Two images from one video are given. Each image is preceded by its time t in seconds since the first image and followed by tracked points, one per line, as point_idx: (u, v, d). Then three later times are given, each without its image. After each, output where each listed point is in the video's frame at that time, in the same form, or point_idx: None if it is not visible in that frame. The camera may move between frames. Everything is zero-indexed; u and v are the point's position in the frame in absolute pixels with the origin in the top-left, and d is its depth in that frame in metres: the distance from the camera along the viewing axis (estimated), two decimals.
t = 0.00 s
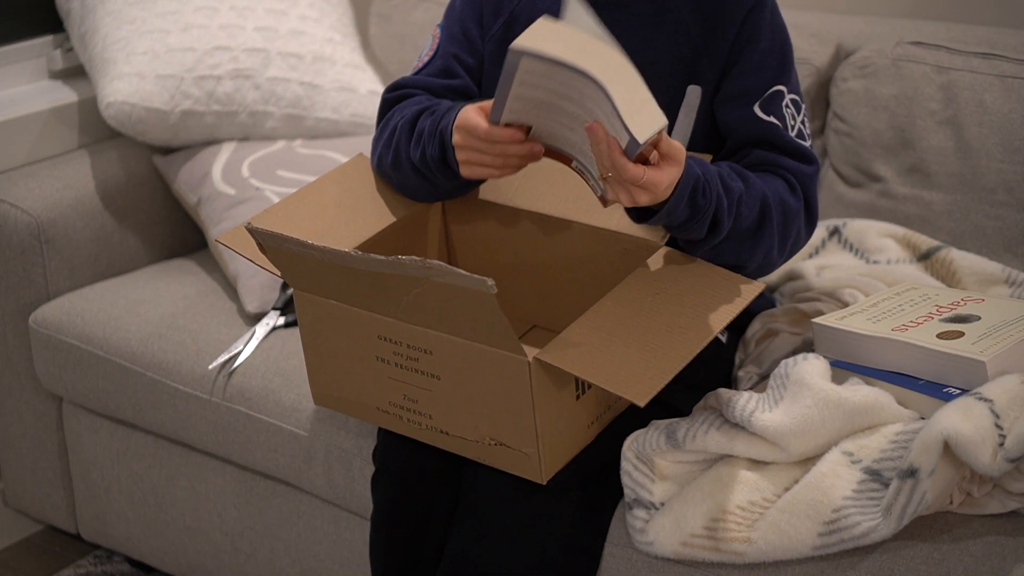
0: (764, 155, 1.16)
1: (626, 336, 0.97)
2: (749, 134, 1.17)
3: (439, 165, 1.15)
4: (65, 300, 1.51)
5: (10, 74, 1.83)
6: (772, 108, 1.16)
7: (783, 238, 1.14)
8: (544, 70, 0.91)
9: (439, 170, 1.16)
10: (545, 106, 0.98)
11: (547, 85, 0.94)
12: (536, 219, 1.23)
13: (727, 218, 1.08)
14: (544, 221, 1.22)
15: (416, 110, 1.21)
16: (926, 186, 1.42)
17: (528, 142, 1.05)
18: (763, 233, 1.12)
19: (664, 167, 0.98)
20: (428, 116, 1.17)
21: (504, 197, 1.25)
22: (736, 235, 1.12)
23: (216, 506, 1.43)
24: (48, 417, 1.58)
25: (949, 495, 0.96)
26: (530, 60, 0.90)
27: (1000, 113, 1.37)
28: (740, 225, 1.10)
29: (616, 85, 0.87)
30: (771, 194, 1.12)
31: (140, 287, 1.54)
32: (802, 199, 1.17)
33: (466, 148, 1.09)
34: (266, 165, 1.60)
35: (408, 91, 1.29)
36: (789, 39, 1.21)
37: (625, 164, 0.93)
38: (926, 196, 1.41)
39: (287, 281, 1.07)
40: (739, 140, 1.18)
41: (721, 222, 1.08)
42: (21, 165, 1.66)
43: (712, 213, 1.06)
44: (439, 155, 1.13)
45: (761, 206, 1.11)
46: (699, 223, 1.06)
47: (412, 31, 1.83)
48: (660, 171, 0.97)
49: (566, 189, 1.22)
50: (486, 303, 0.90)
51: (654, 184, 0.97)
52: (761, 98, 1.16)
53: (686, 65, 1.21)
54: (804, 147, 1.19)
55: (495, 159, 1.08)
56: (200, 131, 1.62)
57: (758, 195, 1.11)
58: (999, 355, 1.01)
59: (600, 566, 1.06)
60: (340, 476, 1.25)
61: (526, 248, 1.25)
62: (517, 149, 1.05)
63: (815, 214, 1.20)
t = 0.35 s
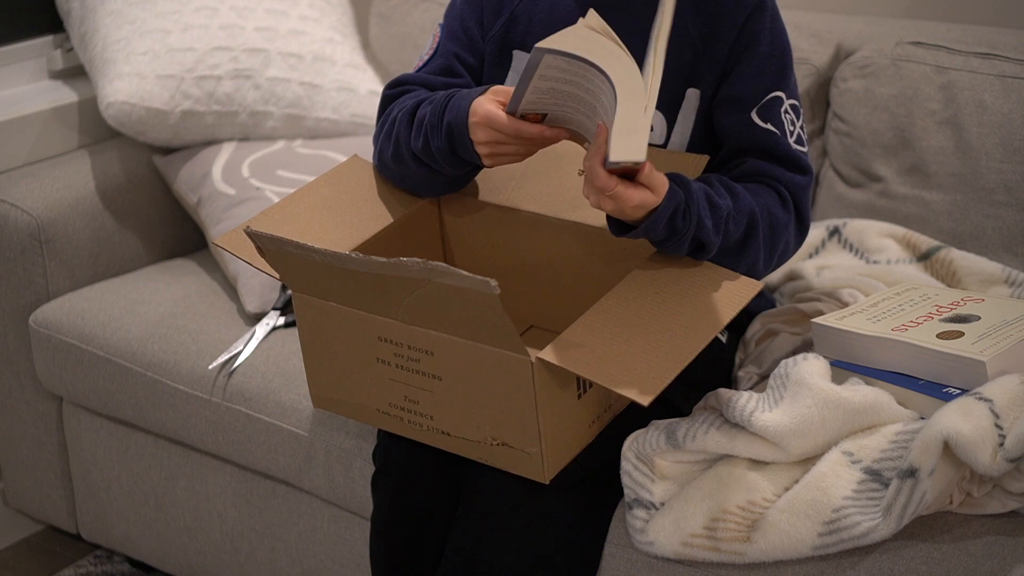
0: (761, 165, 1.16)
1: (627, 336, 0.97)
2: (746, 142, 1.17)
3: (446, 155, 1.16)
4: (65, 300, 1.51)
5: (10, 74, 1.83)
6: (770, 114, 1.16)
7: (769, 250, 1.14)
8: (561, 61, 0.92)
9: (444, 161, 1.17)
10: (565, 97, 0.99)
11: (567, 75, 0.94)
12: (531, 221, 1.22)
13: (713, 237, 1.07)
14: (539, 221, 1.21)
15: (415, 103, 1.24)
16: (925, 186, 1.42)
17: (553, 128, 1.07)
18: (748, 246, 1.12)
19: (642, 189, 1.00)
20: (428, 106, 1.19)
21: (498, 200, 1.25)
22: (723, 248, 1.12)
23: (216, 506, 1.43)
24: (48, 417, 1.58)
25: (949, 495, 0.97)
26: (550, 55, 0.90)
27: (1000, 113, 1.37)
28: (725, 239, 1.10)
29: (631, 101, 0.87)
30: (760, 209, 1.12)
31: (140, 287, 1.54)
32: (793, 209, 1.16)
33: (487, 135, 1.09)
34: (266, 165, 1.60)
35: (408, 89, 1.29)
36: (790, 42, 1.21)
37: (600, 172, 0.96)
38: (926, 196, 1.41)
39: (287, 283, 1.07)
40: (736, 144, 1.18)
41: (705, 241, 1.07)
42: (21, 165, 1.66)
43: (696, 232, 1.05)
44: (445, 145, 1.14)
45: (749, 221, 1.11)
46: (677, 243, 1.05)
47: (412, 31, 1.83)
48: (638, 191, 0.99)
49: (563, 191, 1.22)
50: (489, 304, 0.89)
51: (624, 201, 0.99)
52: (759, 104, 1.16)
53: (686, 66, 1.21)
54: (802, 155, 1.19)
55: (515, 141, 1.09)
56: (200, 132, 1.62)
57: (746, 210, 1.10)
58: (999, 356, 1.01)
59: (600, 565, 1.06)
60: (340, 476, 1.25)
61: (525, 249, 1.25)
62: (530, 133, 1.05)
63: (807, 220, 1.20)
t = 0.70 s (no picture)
0: (759, 168, 1.17)
1: (628, 332, 0.98)
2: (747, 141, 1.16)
3: (446, 148, 1.16)
4: (65, 300, 1.51)
5: (11, 73, 1.83)
6: (770, 115, 1.15)
7: (764, 251, 1.15)
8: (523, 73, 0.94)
9: (445, 155, 1.17)
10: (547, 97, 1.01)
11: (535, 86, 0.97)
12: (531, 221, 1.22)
13: (705, 242, 1.08)
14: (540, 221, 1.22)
15: (416, 105, 1.24)
16: (925, 186, 1.42)
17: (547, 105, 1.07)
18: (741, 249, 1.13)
19: (619, 203, 1.01)
20: (430, 104, 1.19)
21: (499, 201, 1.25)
22: (715, 250, 1.13)
23: (216, 506, 1.43)
24: (48, 417, 1.58)
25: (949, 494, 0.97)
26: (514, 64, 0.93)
27: (1000, 113, 1.37)
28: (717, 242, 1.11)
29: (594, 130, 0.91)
30: (753, 214, 1.13)
31: (140, 287, 1.54)
32: (790, 212, 1.16)
33: (473, 108, 1.10)
34: (266, 165, 1.60)
35: (407, 92, 1.29)
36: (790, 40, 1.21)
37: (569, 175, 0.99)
38: (926, 196, 1.41)
39: (287, 283, 1.07)
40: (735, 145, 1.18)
41: (696, 246, 1.08)
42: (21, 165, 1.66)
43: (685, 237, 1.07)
44: (447, 137, 1.15)
45: (741, 226, 1.12)
46: (665, 249, 1.07)
47: (412, 31, 1.83)
48: (610, 202, 1.01)
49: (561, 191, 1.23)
50: (494, 301, 0.90)
51: (595, 209, 1.01)
52: (760, 104, 1.16)
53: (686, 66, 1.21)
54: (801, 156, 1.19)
55: (505, 113, 1.10)
56: (200, 132, 1.62)
57: (738, 215, 1.11)
58: (999, 356, 1.01)
59: (600, 566, 1.06)
60: (340, 477, 1.25)
61: (523, 249, 1.25)
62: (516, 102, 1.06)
63: (806, 223, 1.19)
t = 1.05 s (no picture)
0: (755, 174, 1.17)
1: (635, 321, 0.99)
2: (746, 148, 1.17)
3: (409, 165, 1.17)
4: (64, 300, 1.51)
5: (11, 73, 1.83)
6: (771, 123, 1.16)
7: (760, 253, 1.14)
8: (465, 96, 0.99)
9: (413, 174, 1.19)
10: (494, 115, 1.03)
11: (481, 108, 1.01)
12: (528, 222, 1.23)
13: (698, 242, 1.08)
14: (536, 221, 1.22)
15: (398, 115, 1.24)
16: (926, 186, 1.42)
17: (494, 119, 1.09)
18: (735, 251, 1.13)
19: (584, 212, 1.01)
20: (400, 120, 1.19)
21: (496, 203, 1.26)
22: (710, 251, 1.13)
23: (216, 506, 1.43)
24: (48, 417, 1.58)
25: (949, 495, 0.96)
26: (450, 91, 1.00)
27: (1000, 113, 1.37)
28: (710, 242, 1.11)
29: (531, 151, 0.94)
30: (749, 217, 1.13)
31: (140, 287, 1.54)
32: (789, 217, 1.16)
33: (422, 123, 1.13)
34: (266, 165, 1.60)
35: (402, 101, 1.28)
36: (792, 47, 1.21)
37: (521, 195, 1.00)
38: (926, 196, 1.41)
39: (292, 271, 1.07)
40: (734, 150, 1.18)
41: (688, 246, 1.08)
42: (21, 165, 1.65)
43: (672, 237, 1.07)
44: (406, 156, 1.16)
45: (735, 227, 1.12)
46: (654, 248, 1.07)
47: (412, 31, 1.83)
48: (572, 213, 1.01)
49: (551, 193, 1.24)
50: (510, 279, 0.91)
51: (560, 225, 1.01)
52: (761, 112, 1.16)
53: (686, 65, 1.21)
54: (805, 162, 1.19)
55: (454, 128, 1.12)
56: (200, 132, 1.62)
57: (731, 216, 1.12)
58: (1000, 356, 1.01)
59: (601, 566, 1.06)
60: (340, 477, 1.25)
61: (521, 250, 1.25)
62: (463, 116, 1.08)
63: (807, 230, 1.19)
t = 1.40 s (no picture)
0: (755, 177, 1.16)
1: (632, 326, 0.98)
2: (744, 152, 1.16)
3: (404, 182, 1.19)
4: (64, 300, 1.51)
5: (10, 73, 1.83)
6: (771, 128, 1.15)
7: (759, 257, 1.14)
8: (470, 90, 1.01)
9: (408, 190, 1.20)
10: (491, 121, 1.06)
11: (482, 104, 1.03)
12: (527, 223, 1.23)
13: (699, 245, 1.08)
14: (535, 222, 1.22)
15: (396, 126, 1.24)
16: (926, 186, 1.41)
17: (492, 133, 1.10)
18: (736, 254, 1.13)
19: (591, 205, 1.02)
20: (399, 133, 1.21)
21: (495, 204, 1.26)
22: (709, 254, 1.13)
23: (216, 507, 1.43)
24: (47, 417, 1.58)
25: (950, 495, 0.96)
26: (452, 85, 1.02)
27: (1000, 113, 1.37)
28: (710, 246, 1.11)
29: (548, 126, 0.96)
30: (749, 220, 1.13)
31: (140, 287, 1.54)
32: (788, 222, 1.16)
33: (422, 141, 1.15)
34: (266, 165, 1.60)
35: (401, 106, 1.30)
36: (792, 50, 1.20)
37: (532, 186, 1.00)
38: (926, 196, 1.41)
39: (289, 275, 1.07)
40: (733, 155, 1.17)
41: (689, 249, 1.08)
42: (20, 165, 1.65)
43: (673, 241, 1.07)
44: (402, 171, 1.18)
45: (735, 231, 1.12)
46: (655, 249, 1.07)
47: (412, 31, 1.83)
48: (581, 205, 1.01)
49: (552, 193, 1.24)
50: (507, 285, 0.91)
51: (569, 217, 1.01)
52: (761, 116, 1.16)
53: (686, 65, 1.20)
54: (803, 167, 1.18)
55: (454, 143, 1.14)
56: (200, 132, 1.62)
57: (732, 220, 1.11)
58: (1000, 356, 1.01)
59: (601, 566, 1.06)
60: (340, 477, 1.25)
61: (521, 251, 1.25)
62: (462, 130, 1.10)
63: (806, 233, 1.18)
